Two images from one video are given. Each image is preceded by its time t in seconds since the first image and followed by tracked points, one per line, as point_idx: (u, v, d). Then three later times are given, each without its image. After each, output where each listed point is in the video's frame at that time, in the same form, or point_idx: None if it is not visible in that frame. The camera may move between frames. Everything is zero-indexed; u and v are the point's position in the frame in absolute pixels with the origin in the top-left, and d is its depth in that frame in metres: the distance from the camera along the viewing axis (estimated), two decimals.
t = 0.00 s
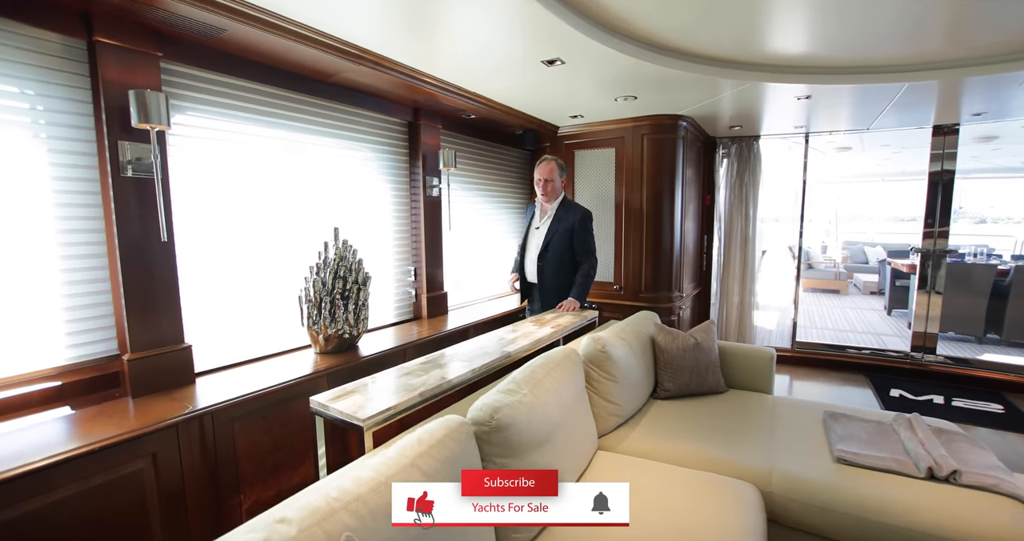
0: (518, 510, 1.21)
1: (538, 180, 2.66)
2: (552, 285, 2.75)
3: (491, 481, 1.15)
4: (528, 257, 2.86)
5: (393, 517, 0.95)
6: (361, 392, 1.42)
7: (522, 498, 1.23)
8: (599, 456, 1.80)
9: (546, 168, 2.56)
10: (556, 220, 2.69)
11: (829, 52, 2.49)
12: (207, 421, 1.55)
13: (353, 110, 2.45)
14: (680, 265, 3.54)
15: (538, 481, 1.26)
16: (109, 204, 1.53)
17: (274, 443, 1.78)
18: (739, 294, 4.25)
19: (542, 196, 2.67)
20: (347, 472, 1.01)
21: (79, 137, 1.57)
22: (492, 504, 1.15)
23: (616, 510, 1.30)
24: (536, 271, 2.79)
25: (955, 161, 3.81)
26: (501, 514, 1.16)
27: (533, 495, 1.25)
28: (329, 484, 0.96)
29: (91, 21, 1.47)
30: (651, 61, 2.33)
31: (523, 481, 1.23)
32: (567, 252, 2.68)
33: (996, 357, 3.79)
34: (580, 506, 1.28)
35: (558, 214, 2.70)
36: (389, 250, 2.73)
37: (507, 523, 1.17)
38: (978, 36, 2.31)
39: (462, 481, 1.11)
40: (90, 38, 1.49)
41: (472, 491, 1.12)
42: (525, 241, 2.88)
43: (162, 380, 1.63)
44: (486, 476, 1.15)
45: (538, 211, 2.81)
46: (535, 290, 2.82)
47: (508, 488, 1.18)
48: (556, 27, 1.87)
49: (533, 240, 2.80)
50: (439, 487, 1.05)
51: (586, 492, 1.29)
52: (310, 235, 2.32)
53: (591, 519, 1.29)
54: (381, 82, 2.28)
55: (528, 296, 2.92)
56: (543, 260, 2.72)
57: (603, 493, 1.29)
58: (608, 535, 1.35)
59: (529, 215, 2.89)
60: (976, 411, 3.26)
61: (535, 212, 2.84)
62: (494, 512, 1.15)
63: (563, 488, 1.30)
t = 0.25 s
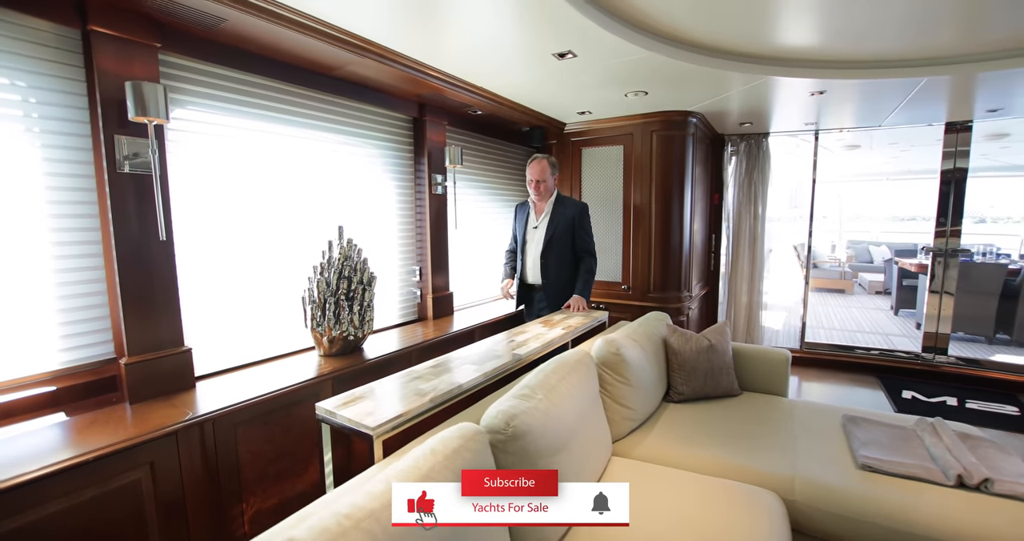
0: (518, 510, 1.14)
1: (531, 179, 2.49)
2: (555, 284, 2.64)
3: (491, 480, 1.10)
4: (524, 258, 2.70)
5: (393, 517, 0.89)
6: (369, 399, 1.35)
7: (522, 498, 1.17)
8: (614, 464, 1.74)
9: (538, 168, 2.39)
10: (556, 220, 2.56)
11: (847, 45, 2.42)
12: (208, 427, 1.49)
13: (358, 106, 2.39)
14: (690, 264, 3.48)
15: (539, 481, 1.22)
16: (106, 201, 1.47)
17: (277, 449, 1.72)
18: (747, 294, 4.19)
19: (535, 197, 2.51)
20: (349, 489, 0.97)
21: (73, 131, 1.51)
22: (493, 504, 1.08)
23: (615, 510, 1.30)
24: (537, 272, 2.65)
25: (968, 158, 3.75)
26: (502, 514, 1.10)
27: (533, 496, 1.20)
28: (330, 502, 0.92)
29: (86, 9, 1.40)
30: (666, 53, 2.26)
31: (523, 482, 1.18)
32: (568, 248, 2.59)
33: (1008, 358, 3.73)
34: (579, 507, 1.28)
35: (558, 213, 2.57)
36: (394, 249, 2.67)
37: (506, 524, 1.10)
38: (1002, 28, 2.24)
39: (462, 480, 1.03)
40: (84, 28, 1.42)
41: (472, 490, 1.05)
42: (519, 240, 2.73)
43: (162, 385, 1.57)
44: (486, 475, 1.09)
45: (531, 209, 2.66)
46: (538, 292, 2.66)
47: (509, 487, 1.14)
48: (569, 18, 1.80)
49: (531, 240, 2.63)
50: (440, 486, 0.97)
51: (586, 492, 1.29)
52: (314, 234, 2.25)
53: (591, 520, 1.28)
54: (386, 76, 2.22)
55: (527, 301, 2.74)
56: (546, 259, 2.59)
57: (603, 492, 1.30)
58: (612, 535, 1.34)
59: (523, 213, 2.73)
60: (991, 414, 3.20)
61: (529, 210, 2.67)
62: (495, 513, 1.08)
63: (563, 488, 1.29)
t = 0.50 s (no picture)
0: (518, 509, 1.06)
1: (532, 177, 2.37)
2: (560, 284, 2.54)
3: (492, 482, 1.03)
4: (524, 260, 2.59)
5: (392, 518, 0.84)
6: (380, 404, 1.30)
7: (522, 498, 1.09)
8: (630, 470, 1.68)
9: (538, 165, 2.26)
10: (560, 219, 2.47)
11: (865, 40, 2.36)
12: (210, 434, 1.43)
13: (363, 101, 2.33)
14: (698, 264, 3.42)
15: (542, 480, 1.15)
16: (104, 199, 1.41)
17: (281, 455, 1.66)
18: (755, 293, 4.14)
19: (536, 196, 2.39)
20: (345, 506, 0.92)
21: (71, 126, 1.44)
22: (494, 503, 1.01)
23: (616, 510, 1.26)
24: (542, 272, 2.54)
25: (980, 156, 3.69)
26: (503, 513, 1.02)
27: (533, 496, 1.11)
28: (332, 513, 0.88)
29: None
30: (682, 46, 2.19)
31: (524, 483, 1.10)
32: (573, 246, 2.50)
33: (1019, 358, 3.69)
34: (580, 507, 1.21)
35: (562, 211, 2.47)
36: (400, 248, 2.61)
37: (510, 524, 1.02)
38: None
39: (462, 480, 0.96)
40: (81, 17, 1.36)
41: (472, 489, 0.98)
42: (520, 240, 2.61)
43: (162, 390, 1.51)
44: (486, 475, 1.01)
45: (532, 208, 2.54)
46: (542, 293, 2.55)
47: (513, 488, 1.07)
48: (584, 9, 1.73)
49: (534, 240, 2.53)
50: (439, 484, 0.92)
51: (586, 492, 1.23)
52: (319, 232, 2.20)
53: (589, 521, 1.22)
54: (393, 70, 2.16)
55: (529, 304, 2.62)
56: (552, 259, 2.49)
57: (603, 493, 1.25)
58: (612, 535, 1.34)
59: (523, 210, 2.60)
60: (1005, 415, 3.15)
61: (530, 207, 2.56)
62: (497, 511, 1.00)
63: (562, 488, 1.20)
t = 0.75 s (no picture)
0: (518, 510, 0.99)
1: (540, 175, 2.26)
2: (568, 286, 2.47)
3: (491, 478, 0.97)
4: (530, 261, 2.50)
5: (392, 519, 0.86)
6: (391, 411, 1.23)
7: (522, 498, 1.02)
8: (646, 477, 1.63)
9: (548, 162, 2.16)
10: (570, 220, 2.40)
11: (883, 35, 2.30)
12: (213, 442, 1.37)
13: (367, 96, 2.27)
14: (706, 263, 3.38)
15: (543, 478, 1.07)
16: (101, 196, 1.35)
17: (286, 462, 1.60)
18: (761, 293, 4.10)
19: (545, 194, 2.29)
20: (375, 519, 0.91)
21: (66, 119, 1.38)
22: (493, 504, 0.95)
23: (616, 511, 1.20)
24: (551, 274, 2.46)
25: (991, 154, 3.65)
26: (503, 514, 0.95)
27: (532, 495, 1.04)
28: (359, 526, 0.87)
29: None
30: (697, 39, 2.13)
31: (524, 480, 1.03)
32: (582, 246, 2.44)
33: None
34: (582, 508, 1.13)
35: (572, 212, 2.40)
36: (405, 247, 2.56)
37: (514, 525, 0.95)
38: None
39: (462, 480, 0.94)
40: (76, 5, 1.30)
41: (472, 489, 0.94)
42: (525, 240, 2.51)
43: (161, 395, 1.45)
44: (486, 474, 0.96)
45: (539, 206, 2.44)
46: (550, 296, 2.48)
47: (513, 485, 1.00)
48: None
49: (542, 241, 2.45)
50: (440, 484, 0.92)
51: (586, 491, 1.15)
52: (322, 231, 2.14)
53: (591, 522, 1.15)
54: (399, 64, 2.10)
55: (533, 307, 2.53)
56: (563, 260, 2.41)
57: (603, 493, 1.18)
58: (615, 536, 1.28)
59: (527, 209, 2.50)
60: (1015, 416, 3.12)
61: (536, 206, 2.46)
62: (497, 513, 0.93)
63: (562, 487, 1.12)
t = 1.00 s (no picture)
0: (518, 510, 0.94)
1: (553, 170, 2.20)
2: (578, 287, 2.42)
3: (490, 479, 0.97)
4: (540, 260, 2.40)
5: (393, 518, 0.94)
6: (401, 417, 1.18)
7: (522, 498, 0.97)
8: (661, 482, 1.59)
9: (564, 157, 2.10)
10: (583, 221, 2.35)
11: (898, 30, 2.26)
12: (215, 449, 1.32)
13: (371, 91, 2.21)
14: (712, 262, 3.34)
15: (544, 479, 1.02)
16: (96, 192, 1.29)
17: (290, 468, 1.54)
18: (766, 291, 4.07)
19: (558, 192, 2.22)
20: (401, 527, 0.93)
21: (59, 112, 1.32)
22: (494, 504, 0.95)
23: (618, 512, 1.14)
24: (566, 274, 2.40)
25: (997, 152, 3.63)
26: (502, 513, 0.92)
27: (532, 496, 0.99)
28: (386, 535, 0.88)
29: None
30: (710, 33, 2.08)
31: (525, 483, 0.99)
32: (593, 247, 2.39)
33: None
34: (581, 507, 1.07)
35: (585, 213, 2.35)
36: (408, 245, 2.51)
37: (515, 524, 0.89)
38: None
39: (462, 480, 0.98)
40: None
41: (471, 489, 0.97)
42: (532, 238, 2.41)
43: (160, 400, 1.39)
44: (483, 476, 0.97)
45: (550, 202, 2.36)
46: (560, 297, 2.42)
47: (512, 488, 0.96)
48: None
49: (554, 241, 2.37)
50: (439, 485, 0.97)
51: (588, 492, 1.08)
52: (327, 229, 2.09)
53: (591, 522, 1.08)
54: (404, 57, 2.04)
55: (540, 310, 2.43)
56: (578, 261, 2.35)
57: (604, 492, 1.12)
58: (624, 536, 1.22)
59: (535, 206, 2.40)
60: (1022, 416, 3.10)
61: (546, 202, 2.38)
62: (495, 512, 0.92)
63: (563, 487, 1.05)
